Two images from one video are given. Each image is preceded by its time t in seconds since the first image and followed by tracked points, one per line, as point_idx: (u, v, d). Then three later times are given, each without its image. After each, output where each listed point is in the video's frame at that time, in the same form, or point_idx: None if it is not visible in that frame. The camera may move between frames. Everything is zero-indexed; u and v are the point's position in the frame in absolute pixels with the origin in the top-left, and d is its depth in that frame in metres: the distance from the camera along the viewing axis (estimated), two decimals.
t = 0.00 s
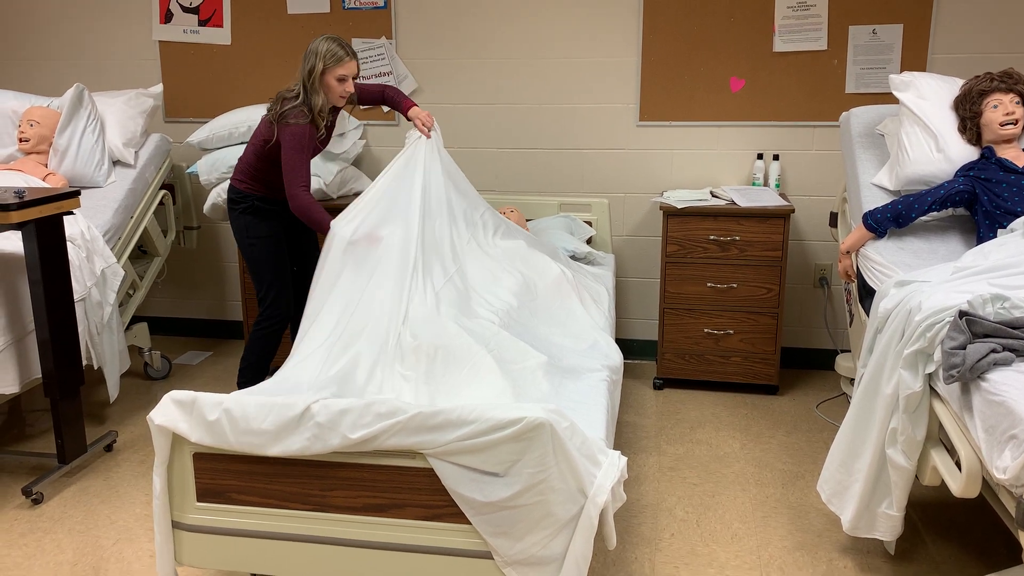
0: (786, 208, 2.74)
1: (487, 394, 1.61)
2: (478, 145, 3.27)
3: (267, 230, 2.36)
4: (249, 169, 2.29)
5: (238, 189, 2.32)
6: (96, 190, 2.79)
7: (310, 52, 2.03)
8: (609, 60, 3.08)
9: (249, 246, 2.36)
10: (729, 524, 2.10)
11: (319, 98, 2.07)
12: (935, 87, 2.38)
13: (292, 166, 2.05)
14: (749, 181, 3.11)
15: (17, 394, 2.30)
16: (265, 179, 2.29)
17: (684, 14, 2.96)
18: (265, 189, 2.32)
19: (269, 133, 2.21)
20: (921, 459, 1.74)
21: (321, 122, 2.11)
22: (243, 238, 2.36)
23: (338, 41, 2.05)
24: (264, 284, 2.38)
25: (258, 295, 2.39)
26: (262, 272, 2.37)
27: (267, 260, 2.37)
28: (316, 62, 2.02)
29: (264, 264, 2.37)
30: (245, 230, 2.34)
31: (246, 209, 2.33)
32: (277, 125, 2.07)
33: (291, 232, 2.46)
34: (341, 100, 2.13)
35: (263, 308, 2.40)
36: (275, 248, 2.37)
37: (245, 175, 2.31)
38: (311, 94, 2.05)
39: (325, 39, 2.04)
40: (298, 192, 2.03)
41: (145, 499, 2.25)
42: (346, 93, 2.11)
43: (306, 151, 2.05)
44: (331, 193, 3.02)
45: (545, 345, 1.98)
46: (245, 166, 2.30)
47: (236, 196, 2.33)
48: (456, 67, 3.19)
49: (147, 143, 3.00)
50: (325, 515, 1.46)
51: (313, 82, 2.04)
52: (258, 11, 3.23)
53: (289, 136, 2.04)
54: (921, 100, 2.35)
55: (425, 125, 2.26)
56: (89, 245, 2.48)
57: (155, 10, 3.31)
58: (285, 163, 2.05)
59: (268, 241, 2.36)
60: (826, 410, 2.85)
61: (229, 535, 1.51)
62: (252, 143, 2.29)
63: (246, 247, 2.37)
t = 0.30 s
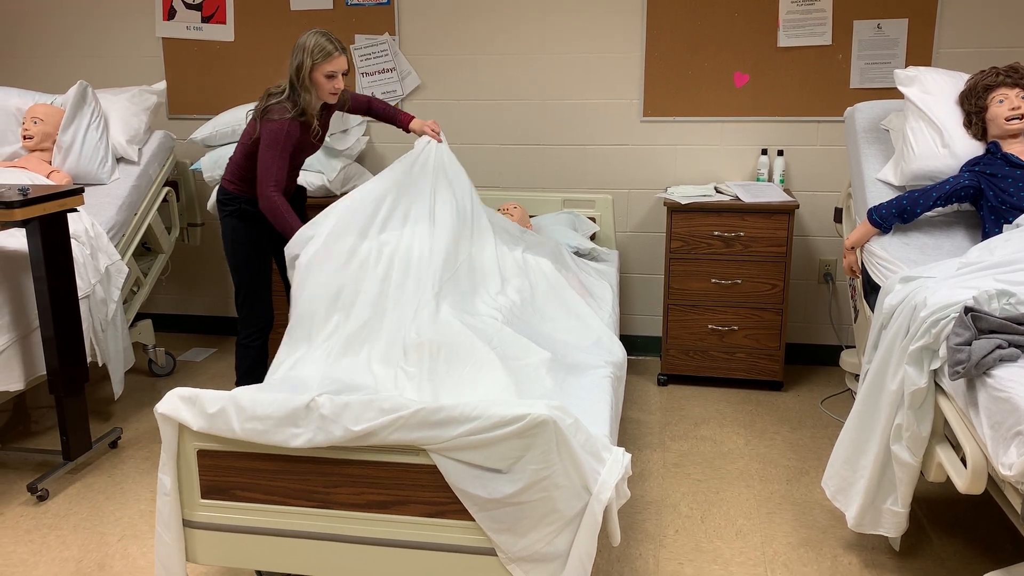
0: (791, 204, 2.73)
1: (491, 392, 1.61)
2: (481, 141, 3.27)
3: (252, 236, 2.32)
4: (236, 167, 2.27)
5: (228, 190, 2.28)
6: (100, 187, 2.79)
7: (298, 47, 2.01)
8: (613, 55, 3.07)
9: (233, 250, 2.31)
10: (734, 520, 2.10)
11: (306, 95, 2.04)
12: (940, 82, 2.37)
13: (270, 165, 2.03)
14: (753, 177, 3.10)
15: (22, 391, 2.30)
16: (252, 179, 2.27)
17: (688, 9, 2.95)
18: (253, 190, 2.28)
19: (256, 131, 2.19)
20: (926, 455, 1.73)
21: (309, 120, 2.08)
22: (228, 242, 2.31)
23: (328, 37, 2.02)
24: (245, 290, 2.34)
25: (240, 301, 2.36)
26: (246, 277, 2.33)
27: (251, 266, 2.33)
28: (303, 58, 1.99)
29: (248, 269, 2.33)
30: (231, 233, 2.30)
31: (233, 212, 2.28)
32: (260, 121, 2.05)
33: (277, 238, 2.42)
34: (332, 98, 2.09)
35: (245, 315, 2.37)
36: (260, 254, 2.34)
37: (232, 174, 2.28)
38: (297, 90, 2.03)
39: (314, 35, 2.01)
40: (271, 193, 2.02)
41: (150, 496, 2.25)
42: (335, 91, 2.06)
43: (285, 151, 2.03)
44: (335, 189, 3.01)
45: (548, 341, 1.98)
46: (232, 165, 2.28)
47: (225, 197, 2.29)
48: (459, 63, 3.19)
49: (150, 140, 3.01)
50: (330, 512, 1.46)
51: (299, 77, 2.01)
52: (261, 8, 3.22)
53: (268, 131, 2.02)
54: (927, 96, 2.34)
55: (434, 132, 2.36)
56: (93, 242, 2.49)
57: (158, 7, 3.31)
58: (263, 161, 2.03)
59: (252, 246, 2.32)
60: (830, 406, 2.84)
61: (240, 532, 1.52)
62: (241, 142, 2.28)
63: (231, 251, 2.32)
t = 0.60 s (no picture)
0: (794, 200, 2.72)
1: (495, 389, 1.60)
2: (484, 138, 3.26)
3: (230, 242, 2.23)
4: (214, 172, 2.17)
5: (204, 193, 2.20)
6: (103, 186, 2.79)
7: (278, 51, 1.88)
8: (615, 52, 3.07)
9: (212, 258, 2.23)
10: (737, 517, 2.10)
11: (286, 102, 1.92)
12: (943, 78, 2.36)
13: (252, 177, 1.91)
14: (756, 173, 3.10)
15: (27, 389, 2.31)
16: (231, 185, 2.18)
17: (691, 5, 2.95)
18: (230, 196, 2.20)
19: (233, 136, 2.07)
20: (931, 452, 1.73)
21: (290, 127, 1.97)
22: (206, 250, 2.24)
23: (309, 39, 1.89)
24: (228, 298, 2.27)
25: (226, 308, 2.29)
26: (228, 285, 2.25)
27: (232, 273, 2.24)
28: (284, 63, 1.86)
29: (230, 276, 2.25)
30: (208, 241, 2.22)
31: (207, 219, 2.21)
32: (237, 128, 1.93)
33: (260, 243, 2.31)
34: (315, 105, 1.97)
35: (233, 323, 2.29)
36: (240, 261, 2.25)
37: (210, 179, 2.19)
38: (277, 98, 1.90)
39: (295, 37, 1.88)
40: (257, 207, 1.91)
41: (155, 494, 2.26)
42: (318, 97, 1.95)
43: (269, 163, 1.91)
44: (338, 186, 2.99)
45: (550, 339, 1.98)
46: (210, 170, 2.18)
47: (202, 202, 2.21)
48: (462, 60, 3.19)
49: (153, 139, 3.01)
50: (334, 510, 1.47)
51: (280, 85, 1.89)
52: (264, 6, 3.22)
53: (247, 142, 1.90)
54: (930, 91, 2.33)
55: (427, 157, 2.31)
56: (97, 240, 2.49)
57: (161, 5, 3.31)
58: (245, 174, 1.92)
59: (230, 253, 2.23)
60: (834, 403, 2.84)
61: (245, 530, 1.52)
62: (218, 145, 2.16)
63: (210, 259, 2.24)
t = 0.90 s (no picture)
0: (796, 199, 2.72)
1: (497, 388, 1.61)
2: (486, 138, 3.27)
3: (223, 248, 2.21)
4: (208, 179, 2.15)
5: (199, 198, 2.18)
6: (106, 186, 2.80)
7: (286, 62, 1.87)
8: (616, 51, 3.07)
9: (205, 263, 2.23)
10: (739, 516, 2.10)
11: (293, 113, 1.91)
12: (945, 76, 2.36)
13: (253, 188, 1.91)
14: (758, 172, 3.09)
15: (30, 389, 2.32)
16: (226, 192, 2.16)
17: (692, 3, 2.94)
18: (226, 202, 2.17)
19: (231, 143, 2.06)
20: (933, 451, 1.73)
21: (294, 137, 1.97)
22: (199, 254, 2.23)
23: (317, 50, 1.90)
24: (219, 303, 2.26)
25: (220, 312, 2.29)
26: (221, 289, 2.25)
27: (225, 278, 2.24)
28: (294, 74, 1.86)
29: (224, 282, 2.24)
30: (201, 246, 2.21)
31: (201, 223, 2.19)
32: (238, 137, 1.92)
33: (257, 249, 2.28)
34: (321, 115, 1.98)
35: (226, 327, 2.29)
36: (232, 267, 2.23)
37: (205, 185, 2.17)
38: (284, 109, 1.90)
39: (305, 47, 1.88)
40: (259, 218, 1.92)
41: (158, 493, 2.26)
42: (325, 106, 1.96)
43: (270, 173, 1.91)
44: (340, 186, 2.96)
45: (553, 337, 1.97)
46: (206, 177, 2.16)
47: (198, 205, 2.19)
48: (464, 59, 3.19)
49: (156, 139, 3.02)
50: (336, 509, 1.47)
51: (288, 96, 1.88)
52: (266, 6, 3.23)
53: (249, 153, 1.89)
54: (932, 90, 2.33)
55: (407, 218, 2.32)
56: (100, 240, 2.49)
57: (163, 5, 3.32)
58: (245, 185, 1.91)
59: (222, 259, 2.22)
60: (837, 401, 2.84)
61: (250, 529, 1.52)
62: (214, 152, 2.15)
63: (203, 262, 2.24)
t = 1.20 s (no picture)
0: (797, 199, 2.72)
1: (499, 388, 1.61)
2: (486, 138, 3.27)
3: (244, 251, 2.15)
4: (228, 178, 2.09)
5: (217, 201, 2.12)
6: (107, 186, 2.80)
7: (323, 67, 1.82)
8: (616, 51, 3.07)
9: (223, 267, 2.16)
10: (740, 516, 2.10)
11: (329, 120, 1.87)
12: (946, 76, 2.36)
13: (279, 190, 1.86)
14: (759, 172, 3.09)
15: (31, 389, 2.32)
16: (245, 192, 2.09)
17: (692, 3, 2.94)
18: (244, 203, 2.11)
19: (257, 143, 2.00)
20: (934, 450, 1.73)
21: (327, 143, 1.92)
22: (216, 258, 2.17)
23: (354, 56, 1.84)
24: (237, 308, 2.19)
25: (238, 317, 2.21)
26: (240, 294, 2.18)
27: (246, 282, 2.17)
28: (332, 80, 1.81)
29: (243, 286, 2.17)
30: (219, 250, 2.15)
31: (218, 226, 2.13)
32: (268, 139, 1.87)
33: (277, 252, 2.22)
34: (354, 122, 1.93)
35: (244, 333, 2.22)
36: (251, 270, 2.17)
37: (224, 186, 2.11)
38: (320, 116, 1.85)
39: (344, 54, 1.83)
40: (283, 221, 1.87)
41: (159, 493, 2.27)
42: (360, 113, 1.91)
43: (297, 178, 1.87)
44: (341, 186, 2.98)
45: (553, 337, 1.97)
46: (224, 176, 2.10)
47: (216, 209, 2.14)
48: (464, 59, 3.19)
49: (157, 139, 3.02)
50: (337, 509, 1.47)
51: (325, 103, 1.83)
52: (267, 7, 3.23)
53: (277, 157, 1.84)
54: (933, 89, 2.33)
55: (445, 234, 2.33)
56: (101, 240, 2.49)
57: (164, 6, 3.32)
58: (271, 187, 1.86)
59: (241, 263, 2.15)
60: (838, 401, 2.84)
61: (250, 529, 1.53)
62: (236, 152, 2.08)
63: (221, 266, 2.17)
